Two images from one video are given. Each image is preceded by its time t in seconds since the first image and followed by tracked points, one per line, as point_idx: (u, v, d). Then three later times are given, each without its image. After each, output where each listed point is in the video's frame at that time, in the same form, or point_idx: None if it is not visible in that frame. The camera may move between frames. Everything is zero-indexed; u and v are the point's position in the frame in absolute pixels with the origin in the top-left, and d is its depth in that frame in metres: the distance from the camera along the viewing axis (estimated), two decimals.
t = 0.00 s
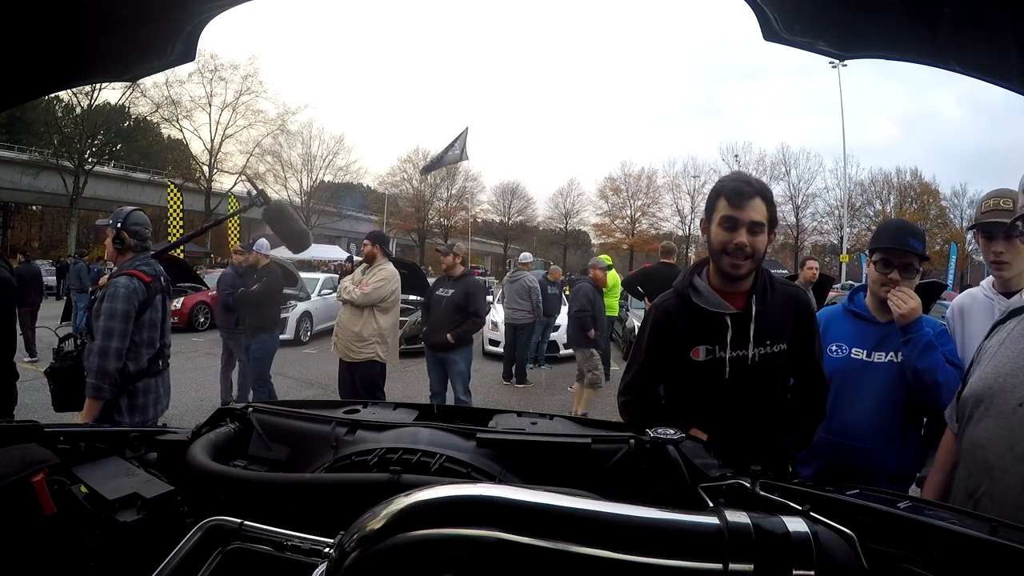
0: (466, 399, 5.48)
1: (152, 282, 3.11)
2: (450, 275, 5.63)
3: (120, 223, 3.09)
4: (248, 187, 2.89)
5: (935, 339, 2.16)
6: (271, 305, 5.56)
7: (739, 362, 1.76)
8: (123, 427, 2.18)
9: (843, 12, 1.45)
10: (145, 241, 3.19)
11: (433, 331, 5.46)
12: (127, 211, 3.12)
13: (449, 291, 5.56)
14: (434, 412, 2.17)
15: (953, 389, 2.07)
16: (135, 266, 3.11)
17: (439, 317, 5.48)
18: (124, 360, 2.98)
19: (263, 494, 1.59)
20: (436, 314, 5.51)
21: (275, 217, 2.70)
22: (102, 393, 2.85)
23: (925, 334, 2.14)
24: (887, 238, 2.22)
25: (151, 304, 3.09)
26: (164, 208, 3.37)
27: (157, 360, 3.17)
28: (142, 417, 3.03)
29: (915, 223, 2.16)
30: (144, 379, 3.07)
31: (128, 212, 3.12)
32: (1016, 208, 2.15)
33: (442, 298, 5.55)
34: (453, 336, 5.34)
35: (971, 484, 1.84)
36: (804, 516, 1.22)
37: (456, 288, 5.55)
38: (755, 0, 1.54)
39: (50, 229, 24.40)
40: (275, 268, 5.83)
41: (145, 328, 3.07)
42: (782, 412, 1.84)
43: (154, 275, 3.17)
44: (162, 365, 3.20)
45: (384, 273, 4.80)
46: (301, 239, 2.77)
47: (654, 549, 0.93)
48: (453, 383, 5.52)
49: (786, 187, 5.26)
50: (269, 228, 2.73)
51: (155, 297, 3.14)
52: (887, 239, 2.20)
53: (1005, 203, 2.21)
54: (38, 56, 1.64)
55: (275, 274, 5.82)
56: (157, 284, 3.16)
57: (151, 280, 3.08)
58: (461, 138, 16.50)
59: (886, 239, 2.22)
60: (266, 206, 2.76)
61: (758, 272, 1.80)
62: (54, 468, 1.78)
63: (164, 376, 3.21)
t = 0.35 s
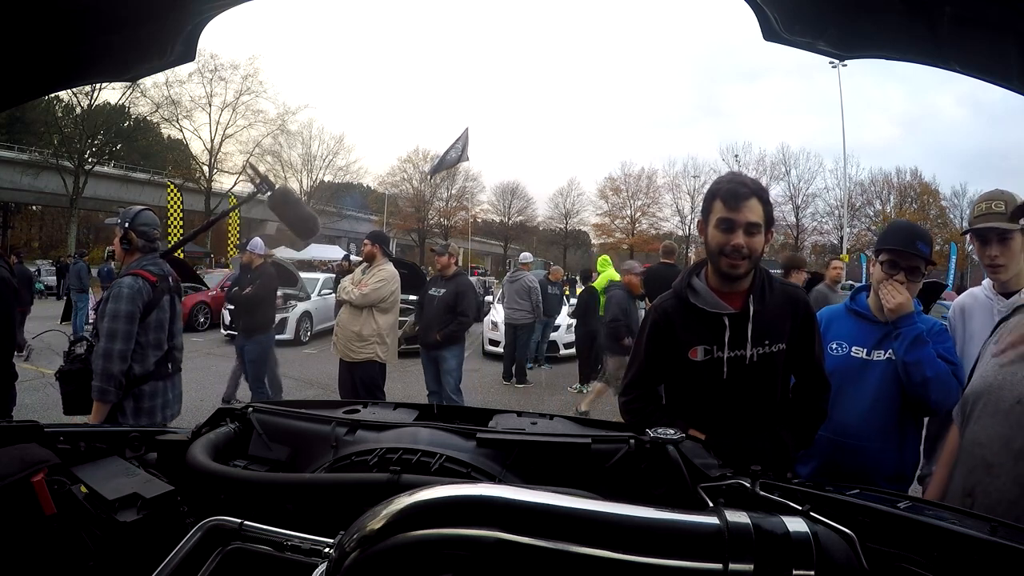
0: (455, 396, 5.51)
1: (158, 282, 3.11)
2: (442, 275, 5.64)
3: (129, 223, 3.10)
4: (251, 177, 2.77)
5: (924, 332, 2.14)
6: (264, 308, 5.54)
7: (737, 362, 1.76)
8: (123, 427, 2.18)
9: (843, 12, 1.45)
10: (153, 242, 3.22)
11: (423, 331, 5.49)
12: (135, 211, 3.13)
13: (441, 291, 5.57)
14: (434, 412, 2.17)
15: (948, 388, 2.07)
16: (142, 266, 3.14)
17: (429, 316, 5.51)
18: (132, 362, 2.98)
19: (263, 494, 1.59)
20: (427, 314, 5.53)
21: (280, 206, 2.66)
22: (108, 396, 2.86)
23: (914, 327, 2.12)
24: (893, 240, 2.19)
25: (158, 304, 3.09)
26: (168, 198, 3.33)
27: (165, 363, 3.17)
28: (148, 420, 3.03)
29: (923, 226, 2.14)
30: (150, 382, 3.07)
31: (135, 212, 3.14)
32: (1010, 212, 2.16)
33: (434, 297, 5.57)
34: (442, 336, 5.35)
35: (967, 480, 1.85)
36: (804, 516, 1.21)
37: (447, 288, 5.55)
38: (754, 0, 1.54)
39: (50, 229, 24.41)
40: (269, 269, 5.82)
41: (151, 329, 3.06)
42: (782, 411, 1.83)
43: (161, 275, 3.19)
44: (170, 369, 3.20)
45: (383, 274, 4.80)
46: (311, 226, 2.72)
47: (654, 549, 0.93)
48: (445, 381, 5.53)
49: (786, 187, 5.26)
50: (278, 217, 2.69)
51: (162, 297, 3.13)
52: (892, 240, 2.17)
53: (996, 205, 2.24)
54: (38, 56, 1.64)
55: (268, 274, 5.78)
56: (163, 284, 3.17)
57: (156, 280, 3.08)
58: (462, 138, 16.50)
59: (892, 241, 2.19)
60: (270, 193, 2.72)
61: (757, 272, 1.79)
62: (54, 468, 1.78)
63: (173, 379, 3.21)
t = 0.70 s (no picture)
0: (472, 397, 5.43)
1: (162, 283, 3.10)
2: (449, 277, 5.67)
3: (141, 224, 3.11)
4: (255, 173, 2.82)
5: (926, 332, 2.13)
6: (256, 309, 5.53)
7: (736, 363, 1.76)
8: (124, 427, 2.18)
9: (844, 11, 1.45)
10: (162, 242, 3.24)
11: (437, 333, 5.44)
12: (144, 211, 3.14)
13: (452, 292, 5.57)
14: (434, 412, 2.17)
15: (948, 388, 2.07)
16: (146, 267, 3.12)
17: (447, 319, 5.47)
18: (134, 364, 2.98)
19: (263, 494, 1.59)
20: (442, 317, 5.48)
21: (282, 201, 2.63)
22: (109, 398, 2.85)
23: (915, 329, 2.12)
24: (893, 242, 2.17)
25: (162, 306, 3.08)
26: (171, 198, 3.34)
27: (168, 365, 3.16)
28: (149, 422, 3.03)
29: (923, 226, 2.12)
30: (152, 384, 3.06)
31: (147, 213, 3.16)
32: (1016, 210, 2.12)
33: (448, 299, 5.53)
34: (465, 338, 5.38)
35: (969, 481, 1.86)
36: (804, 516, 1.21)
37: (459, 289, 5.57)
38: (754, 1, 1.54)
39: (50, 229, 24.40)
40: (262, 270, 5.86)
41: (154, 331, 3.06)
42: (782, 412, 1.83)
43: (165, 276, 3.18)
44: (174, 372, 3.19)
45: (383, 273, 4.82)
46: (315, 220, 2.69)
47: (654, 549, 0.93)
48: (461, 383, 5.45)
49: (786, 187, 5.25)
50: (283, 213, 2.66)
51: (166, 299, 3.12)
52: (893, 242, 2.15)
53: (1005, 204, 2.20)
54: (38, 56, 1.64)
55: (261, 275, 5.86)
56: (168, 286, 3.16)
57: (159, 282, 3.07)
58: (462, 138, 16.50)
59: (892, 243, 2.17)
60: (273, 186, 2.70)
61: (757, 273, 1.79)
62: (54, 468, 1.78)
63: (176, 382, 3.20)
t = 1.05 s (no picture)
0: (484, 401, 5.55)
1: (164, 284, 3.10)
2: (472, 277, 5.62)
3: (145, 224, 3.11)
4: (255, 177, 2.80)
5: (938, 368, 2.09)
6: (241, 307, 5.50)
7: (735, 363, 1.76)
8: (123, 427, 2.18)
9: (844, 10, 1.44)
10: (166, 243, 3.25)
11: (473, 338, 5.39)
12: (147, 212, 3.15)
13: (485, 294, 5.58)
14: (434, 412, 2.17)
15: (949, 396, 2.06)
16: (150, 267, 3.13)
17: (481, 323, 5.44)
18: (136, 363, 2.98)
19: (263, 494, 1.59)
20: (476, 320, 5.45)
21: (284, 207, 2.63)
22: (109, 397, 2.86)
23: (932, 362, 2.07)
24: (880, 234, 2.24)
25: (163, 307, 3.08)
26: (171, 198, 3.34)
27: (168, 365, 3.16)
28: (148, 422, 3.03)
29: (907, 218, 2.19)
30: (151, 384, 3.06)
31: (150, 213, 3.16)
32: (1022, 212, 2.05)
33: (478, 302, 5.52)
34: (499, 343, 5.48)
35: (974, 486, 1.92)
36: (804, 516, 1.21)
37: (491, 292, 5.61)
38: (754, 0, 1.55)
39: (50, 229, 24.40)
40: (246, 267, 5.85)
41: (154, 331, 3.05)
42: (782, 413, 1.83)
43: (167, 276, 3.18)
44: (173, 371, 3.19)
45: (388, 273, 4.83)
46: (317, 230, 2.71)
47: (654, 549, 0.93)
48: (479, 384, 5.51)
49: (786, 187, 5.25)
50: (285, 221, 2.66)
51: (168, 299, 3.12)
52: (881, 234, 2.22)
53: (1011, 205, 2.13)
54: (38, 56, 1.64)
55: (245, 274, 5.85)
56: (169, 286, 3.16)
57: (161, 282, 3.07)
58: (462, 138, 16.51)
59: (879, 236, 2.25)
60: (274, 194, 2.69)
61: (757, 272, 1.79)
62: (54, 468, 1.77)
63: (175, 381, 3.21)
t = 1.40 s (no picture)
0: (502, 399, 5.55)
1: (161, 283, 3.10)
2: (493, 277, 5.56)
3: (145, 223, 3.12)
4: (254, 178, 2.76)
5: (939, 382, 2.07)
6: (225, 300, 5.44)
7: (735, 363, 1.76)
8: (123, 427, 2.19)
9: (844, 10, 1.45)
10: (164, 242, 3.25)
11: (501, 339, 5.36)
12: (146, 211, 3.15)
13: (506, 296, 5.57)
14: (434, 412, 2.17)
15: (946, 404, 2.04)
16: (148, 267, 3.13)
17: (505, 324, 5.43)
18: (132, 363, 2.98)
19: (263, 494, 1.59)
20: (502, 320, 5.42)
21: (284, 208, 2.62)
22: (105, 395, 2.85)
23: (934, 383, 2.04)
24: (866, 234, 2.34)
25: (161, 306, 3.08)
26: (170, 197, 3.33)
27: (164, 365, 3.16)
28: (145, 422, 3.03)
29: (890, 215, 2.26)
30: (149, 384, 3.07)
31: (149, 212, 3.16)
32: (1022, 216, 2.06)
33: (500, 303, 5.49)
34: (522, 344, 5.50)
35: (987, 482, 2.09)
36: (804, 516, 1.21)
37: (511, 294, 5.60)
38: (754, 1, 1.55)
39: (50, 229, 24.40)
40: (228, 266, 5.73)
41: (152, 331, 3.05)
42: (782, 414, 1.83)
43: (165, 277, 3.17)
44: (170, 371, 3.19)
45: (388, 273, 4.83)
46: (316, 230, 2.71)
47: (654, 549, 0.93)
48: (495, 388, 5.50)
49: (787, 187, 5.25)
50: (284, 222, 2.66)
51: (165, 300, 3.13)
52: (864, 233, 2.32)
53: (1011, 209, 2.13)
54: (38, 56, 1.64)
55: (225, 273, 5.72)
56: (167, 286, 3.16)
57: (159, 282, 3.07)
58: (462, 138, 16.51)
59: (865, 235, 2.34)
60: (273, 195, 2.68)
61: (757, 272, 1.79)
62: (54, 468, 1.77)
63: (172, 381, 3.21)
